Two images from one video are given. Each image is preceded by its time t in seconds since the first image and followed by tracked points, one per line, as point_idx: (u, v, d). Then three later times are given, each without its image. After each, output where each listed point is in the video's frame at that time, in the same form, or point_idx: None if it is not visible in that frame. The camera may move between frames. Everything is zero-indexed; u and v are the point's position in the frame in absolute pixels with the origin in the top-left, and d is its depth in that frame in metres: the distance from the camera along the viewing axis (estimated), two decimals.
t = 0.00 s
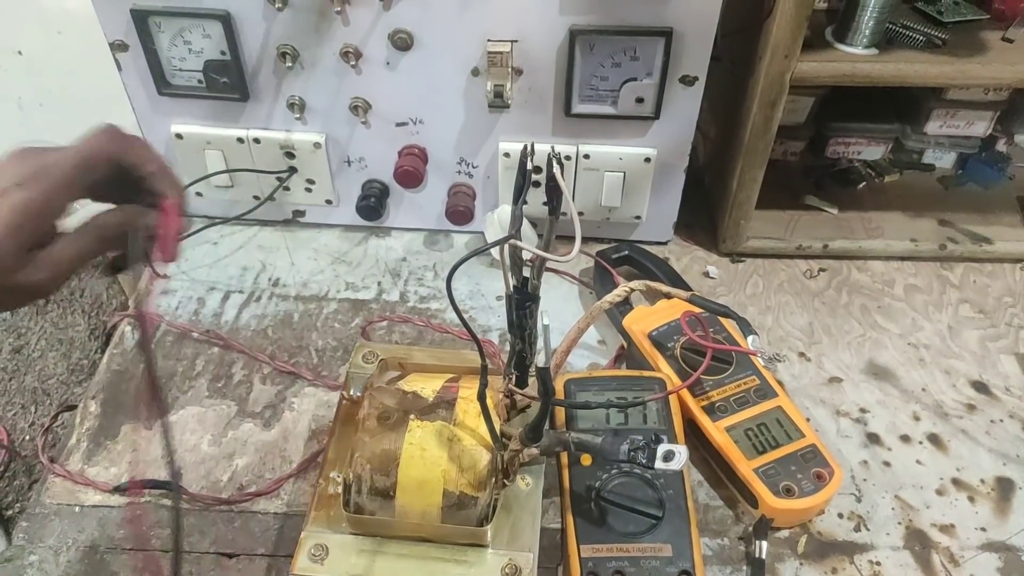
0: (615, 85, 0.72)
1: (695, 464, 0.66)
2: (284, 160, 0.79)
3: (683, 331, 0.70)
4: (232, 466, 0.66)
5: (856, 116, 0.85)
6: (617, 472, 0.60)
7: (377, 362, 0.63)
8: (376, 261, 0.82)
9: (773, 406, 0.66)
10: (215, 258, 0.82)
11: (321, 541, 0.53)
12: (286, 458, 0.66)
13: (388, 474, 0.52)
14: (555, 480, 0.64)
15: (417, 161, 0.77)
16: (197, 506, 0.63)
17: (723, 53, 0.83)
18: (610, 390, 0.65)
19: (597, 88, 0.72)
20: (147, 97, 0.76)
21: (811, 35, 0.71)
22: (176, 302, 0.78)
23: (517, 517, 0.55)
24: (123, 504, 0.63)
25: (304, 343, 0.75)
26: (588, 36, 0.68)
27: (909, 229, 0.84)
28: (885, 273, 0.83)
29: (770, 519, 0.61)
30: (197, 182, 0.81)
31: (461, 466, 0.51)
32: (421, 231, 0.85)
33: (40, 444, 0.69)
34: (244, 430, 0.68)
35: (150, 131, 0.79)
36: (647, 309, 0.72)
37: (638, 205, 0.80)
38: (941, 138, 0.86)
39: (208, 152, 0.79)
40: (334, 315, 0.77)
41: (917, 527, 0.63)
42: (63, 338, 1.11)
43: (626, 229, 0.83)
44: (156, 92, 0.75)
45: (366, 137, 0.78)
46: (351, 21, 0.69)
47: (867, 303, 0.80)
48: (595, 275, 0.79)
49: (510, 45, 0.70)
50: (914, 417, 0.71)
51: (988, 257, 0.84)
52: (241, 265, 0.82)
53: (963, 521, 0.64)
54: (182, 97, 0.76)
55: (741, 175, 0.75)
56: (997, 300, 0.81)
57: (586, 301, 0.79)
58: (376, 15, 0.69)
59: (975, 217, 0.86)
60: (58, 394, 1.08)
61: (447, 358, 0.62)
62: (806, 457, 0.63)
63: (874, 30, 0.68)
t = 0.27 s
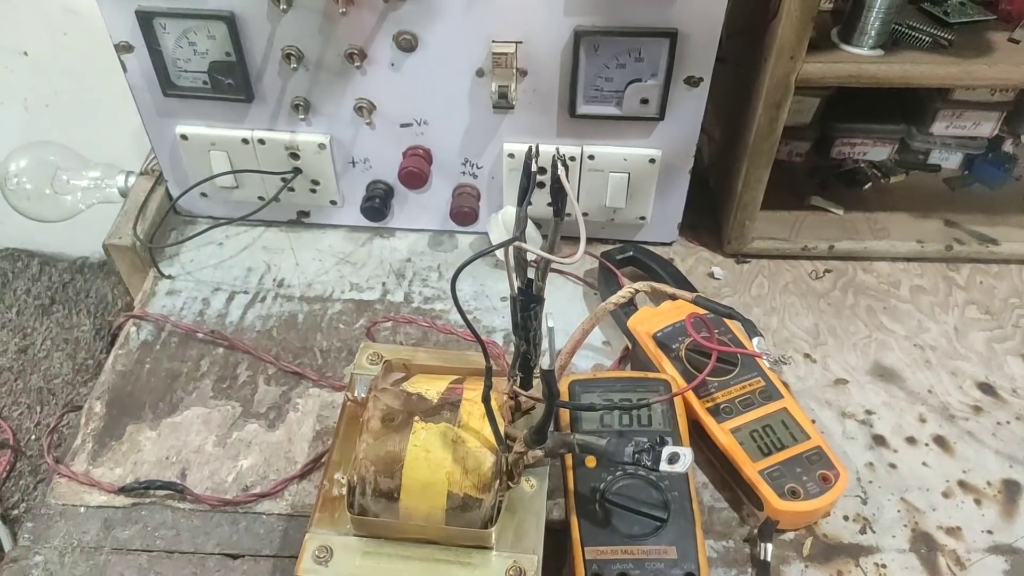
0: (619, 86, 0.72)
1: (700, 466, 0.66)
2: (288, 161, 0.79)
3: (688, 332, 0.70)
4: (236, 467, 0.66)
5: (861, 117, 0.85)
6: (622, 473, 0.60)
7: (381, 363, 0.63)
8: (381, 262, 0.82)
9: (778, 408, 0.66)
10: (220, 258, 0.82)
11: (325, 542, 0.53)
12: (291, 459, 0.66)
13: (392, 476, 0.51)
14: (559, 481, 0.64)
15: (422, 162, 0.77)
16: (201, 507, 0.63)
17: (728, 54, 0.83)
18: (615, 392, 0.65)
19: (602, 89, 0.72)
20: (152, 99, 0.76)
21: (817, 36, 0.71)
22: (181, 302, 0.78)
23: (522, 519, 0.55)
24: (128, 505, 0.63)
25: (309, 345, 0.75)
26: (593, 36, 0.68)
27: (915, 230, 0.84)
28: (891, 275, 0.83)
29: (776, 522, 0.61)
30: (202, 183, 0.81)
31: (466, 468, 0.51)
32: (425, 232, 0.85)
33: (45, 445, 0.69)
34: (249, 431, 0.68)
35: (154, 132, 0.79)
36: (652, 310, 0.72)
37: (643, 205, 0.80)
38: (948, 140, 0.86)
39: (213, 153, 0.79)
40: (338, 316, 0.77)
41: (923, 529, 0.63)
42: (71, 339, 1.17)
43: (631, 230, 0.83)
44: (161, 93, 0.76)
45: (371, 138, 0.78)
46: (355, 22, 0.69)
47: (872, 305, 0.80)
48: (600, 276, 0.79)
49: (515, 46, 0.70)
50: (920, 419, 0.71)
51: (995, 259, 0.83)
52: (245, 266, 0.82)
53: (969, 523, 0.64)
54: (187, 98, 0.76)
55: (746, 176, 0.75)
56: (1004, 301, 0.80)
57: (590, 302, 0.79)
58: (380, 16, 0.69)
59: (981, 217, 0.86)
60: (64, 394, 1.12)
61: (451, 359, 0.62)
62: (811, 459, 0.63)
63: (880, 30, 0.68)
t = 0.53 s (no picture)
0: (619, 85, 0.71)
1: (700, 467, 0.66)
2: (286, 160, 0.79)
3: (688, 333, 0.69)
4: (234, 469, 0.65)
5: (862, 115, 0.85)
6: (622, 475, 0.60)
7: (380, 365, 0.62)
8: (379, 261, 0.82)
9: (779, 408, 0.66)
10: (217, 258, 0.82)
11: (323, 546, 0.52)
12: (288, 460, 0.66)
13: (390, 478, 0.51)
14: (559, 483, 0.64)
15: (420, 161, 0.77)
16: (198, 509, 0.63)
17: (729, 52, 0.82)
18: (614, 393, 0.65)
19: (602, 87, 0.71)
20: (149, 98, 0.76)
21: (818, 34, 0.71)
22: (178, 302, 0.78)
23: (520, 521, 0.55)
24: (125, 507, 0.63)
25: (307, 345, 0.74)
26: (592, 34, 0.68)
27: (915, 229, 0.84)
28: (892, 274, 0.82)
29: (776, 523, 0.61)
30: (199, 182, 0.81)
31: (464, 471, 0.51)
32: (424, 231, 0.85)
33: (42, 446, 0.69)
34: (246, 432, 0.68)
35: (151, 131, 0.79)
36: (651, 310, 0.71)
37: (642, 205, 0.79)
38: (949, 137, 0.85)
39: (210, 153, 0.79)
40: (336, 316, 0.77)
41: (924, 530, 0.63)
42: (68, 338, 1.17)
43: (630, 229, 0.83)
44: (158, 92, 0.75)
45: (369, 137, 0.77)
46: (353, 20, 0.69)
47: (873, 304, 0.80)
48: (599, 276, 0.78)
49: (514, 45, 0.69)
50: (920, 419, 0.70)
51: (996, 258, 0.83)
52: (243, 265, 0.81)
53: (970, 525, 0.63)
54: (184, 97, 0.75)
55: (747, 175, 0.74)
56: (1005, 300, 0.80)
57: (589, 302, 0.79)
58: (378, 14, 0.68)
59: (982, 216, 0.85)
60: (61, 394, 1.12)
61: (450, 361, 0.62)
62: (811, 460, 0.63)
63: (882, 28, 0.67)
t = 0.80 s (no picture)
0: (621, 84, 0.71)
1: (703, 468, 0.66)
2: (285, 160, 0.79)
3: (690, 333, 0.69)
4: (234, 471, 0.65)
5: (864, 114, 0.84)
6: (625, 478, 0.60)
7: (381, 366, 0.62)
8: (380, 261, 0.81)
9: (782, 409, 0.65)
10: (217, 258, 0.81)
11: (324, 549, 0.52)
12: (289, 462, 0.65)
13: (392, 482, 0.51)
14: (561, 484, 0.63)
15: (421, 160, 0.76)
16: (199, 511, 0.63)
17: (731, 51, 0.82)
18: (616, 394, 0.64)
19: (603, 86, 0.71)
20: (148, 97, 0.75)
21: (821, 32, 0.70)
22: (178, 303, 0.77)
23: (523, 525, 0.54)
24: (125, 509, 0.63)
25: (307, 346, 0.74)
26: (594, 33, 0.67)
27: (918, 228, 0.83)
28: (895, 273, 0.82)
29: (780, 525, 0.60)
30: (199, 182, 0.80)
31: (467, 474, 0.51)
32: (425, 231, 0.84)
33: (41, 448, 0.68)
34: (247, 434, 0.67)
35: (150, 130, 0.78)
36: (654, 310, 0.71)
37: (644, 204, 0.79)
38: (952, 136, 0.85)
39: (209, 152, 0.78)
40: (337, 317, 0.76)
41: (928, 532, 0.63)
42: (67, 338, 1.17)
43: (632, 229, 0.83)
44: (156, 91, 0.75)
45: (369, 136, 0.77)
46: (353, 19, 0.68)
47: (876, 304, 0.79)
48: (601, 276, 0.78)
49: (515, 44, 0.69)
50: (924, 420, 0.70)
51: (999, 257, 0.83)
52: (243, 266, 0.81)
53: (975, 526, 0.63)
54: (183, 97, 0.75)
55: (749, 174, 0.74)
56: (1008, 300, 0.80)
57: (591, 302, 0.78)
58: (378, 13, 0.68)
59: (986, 215, 0.85)
60: (60, 394, 1.12)
61: (452, 362, 0.62)
62: (815, 462, 0.62)
63: (886, 27, 0.67)
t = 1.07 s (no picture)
0: (622, 82, 0.70)
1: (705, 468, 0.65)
2: (285, 159, 0.78)
3: (692, 332, 0.69)
4: (234, 471, 0.65)
5: (866, 112, 0.84)
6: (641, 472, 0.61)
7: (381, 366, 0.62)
8: (380, 260, 0.81)
9: (784, 409, 0.65)
10: (216, 258, 0.81)
11: (325, 551, 0.52)
12: (289, 463, 0.65)
13: (393, 484, 0.50)
14: (563, 484, 0.63)
15: (420, 159, 0.76)
16: (198, 512, 0.62)
17: (733, 48, 0.81)
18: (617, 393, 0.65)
19: (604, 84, 0.71)
20: (146, 96, 0.75)
21: (823, 30, 0.70)
22: (177, 303, 0.77)
23: (524, 526, 0.54)
24: (125, 510, 0.62)
25: (307, 346, 0.74)
26: (595, 31, 0.67)
27: (920, 226, 0.83)
28: (897, 271, 0.82)
29: (782, 525, 0.60)
30: (198, 181, 0.80)
31: (468, 475, 0.50)
32: (425, 230, 0.84)
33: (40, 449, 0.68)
34: (247, 435, 0.67)
35: (148, 129, 0.78)
36: (656, 309, 0.71)
37: (646, 202, 0.78)
38: (953, 132, 0.86)
39: (208, 151, 0.78)
40: (337, 316, 0.76)
41: (931, 531, 0.62)
42: (66, 337, 1.17)
43: (633, 228, 0.82)
44: (155, 90, 0.74)
45: (368, 135, 0.77)
46: (352, 17, 0.68)
47: (877, 302, 0.79)
48: (602, 275, 0.78)
49: (516, 41, 0.68)
50: (926, 419, 0.70)
51: (1002, 255, 0.82)
52: (242, 265, 0.80)
53: (978, 525, 0.63)
54: (182, 95, 0.74)
55: (751, 172, 0.73)
56: (1011, 298, 0.79)
57: (592, 301, 0.78)
58: (378, 11, 0.67)
59: (988, 212, 0.84)
60: (59, 394, 1.11)
61: (452, 362, 0.61)
62: (817, 461, 0.62)
63: (888, 24, 0.66)
